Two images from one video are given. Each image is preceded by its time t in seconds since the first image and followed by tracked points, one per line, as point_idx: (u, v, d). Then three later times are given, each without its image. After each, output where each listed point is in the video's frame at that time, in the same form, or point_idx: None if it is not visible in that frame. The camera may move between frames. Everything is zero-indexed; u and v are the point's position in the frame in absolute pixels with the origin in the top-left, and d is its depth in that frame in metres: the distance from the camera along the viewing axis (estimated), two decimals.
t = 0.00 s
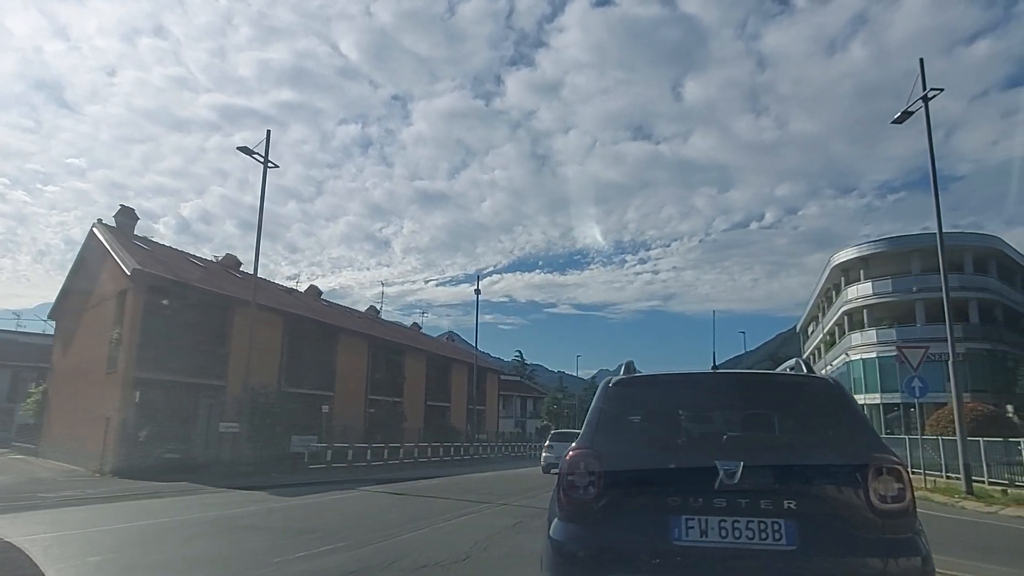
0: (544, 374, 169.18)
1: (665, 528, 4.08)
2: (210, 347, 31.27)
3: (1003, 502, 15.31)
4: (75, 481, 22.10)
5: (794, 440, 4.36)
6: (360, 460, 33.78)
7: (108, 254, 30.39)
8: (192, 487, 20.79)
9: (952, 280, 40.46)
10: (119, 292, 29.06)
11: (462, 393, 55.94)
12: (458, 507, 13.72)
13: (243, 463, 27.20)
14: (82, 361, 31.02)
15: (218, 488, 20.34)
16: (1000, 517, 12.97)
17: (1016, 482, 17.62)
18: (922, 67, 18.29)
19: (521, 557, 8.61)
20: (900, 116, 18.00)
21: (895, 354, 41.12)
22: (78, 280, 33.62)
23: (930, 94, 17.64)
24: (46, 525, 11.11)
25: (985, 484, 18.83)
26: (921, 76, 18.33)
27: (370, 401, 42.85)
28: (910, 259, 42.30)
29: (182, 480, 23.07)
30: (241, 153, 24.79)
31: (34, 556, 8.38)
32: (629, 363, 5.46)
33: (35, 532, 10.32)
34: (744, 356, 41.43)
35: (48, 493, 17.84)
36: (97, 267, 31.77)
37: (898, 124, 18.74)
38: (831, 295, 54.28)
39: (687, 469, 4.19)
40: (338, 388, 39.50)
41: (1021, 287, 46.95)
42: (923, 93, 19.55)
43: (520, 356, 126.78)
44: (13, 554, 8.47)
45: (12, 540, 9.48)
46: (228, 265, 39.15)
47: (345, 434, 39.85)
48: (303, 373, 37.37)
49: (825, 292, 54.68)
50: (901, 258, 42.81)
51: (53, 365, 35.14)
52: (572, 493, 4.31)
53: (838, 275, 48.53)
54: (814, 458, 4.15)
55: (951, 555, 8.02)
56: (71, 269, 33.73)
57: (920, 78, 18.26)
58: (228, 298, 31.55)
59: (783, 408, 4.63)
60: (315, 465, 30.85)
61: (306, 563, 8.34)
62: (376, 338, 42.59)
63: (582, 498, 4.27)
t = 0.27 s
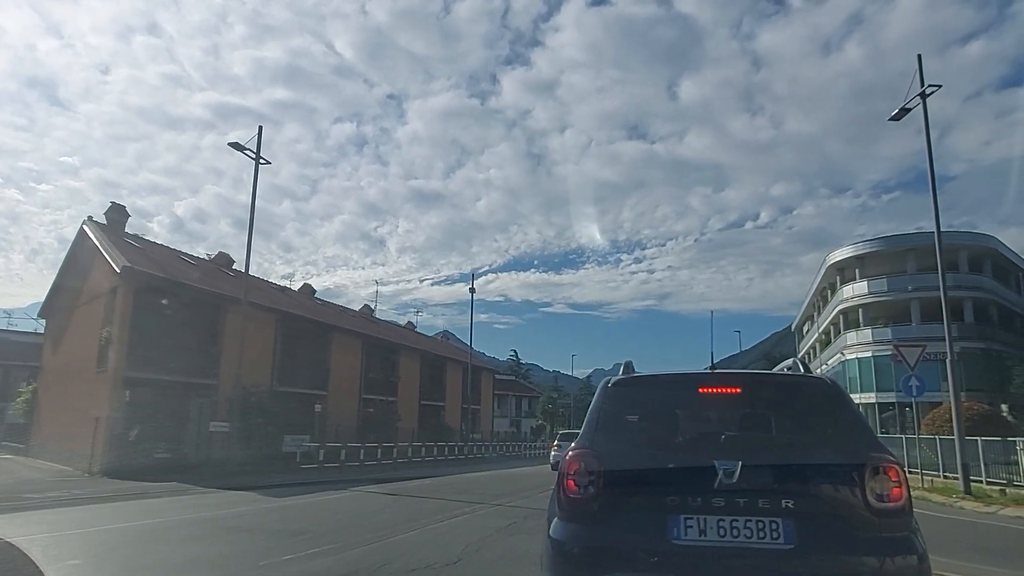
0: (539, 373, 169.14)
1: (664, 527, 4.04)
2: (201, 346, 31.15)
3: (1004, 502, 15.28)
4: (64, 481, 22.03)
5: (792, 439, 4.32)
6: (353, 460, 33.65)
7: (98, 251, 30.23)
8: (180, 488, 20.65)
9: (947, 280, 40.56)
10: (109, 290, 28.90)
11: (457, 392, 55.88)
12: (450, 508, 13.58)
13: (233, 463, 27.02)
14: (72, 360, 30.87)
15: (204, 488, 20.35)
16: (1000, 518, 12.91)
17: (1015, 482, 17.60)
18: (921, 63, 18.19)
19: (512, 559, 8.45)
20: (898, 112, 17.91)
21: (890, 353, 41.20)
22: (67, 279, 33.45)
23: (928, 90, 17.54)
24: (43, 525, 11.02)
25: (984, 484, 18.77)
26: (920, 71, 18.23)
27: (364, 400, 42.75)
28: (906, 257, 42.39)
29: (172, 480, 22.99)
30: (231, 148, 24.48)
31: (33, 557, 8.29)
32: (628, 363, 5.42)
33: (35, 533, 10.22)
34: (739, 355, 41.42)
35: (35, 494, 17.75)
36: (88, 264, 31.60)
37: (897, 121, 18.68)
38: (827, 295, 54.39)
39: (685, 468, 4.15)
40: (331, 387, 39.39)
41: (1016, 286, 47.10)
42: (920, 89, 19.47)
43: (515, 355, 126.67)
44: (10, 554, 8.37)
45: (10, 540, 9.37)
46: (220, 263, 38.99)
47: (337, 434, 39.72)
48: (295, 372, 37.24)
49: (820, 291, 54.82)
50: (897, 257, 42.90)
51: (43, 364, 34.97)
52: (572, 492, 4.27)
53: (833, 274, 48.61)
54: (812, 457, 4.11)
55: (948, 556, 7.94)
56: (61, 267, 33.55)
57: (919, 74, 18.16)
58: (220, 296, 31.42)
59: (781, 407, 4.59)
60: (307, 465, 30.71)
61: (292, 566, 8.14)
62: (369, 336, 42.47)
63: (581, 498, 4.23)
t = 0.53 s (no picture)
0: (534, 372, 169.15)
1: (664, 526, 4.05)
2: (192, 344, 31.11)
3: (1001, 501, 15.32)
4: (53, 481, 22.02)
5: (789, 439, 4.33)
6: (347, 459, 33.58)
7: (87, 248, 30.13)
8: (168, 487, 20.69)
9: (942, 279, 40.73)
10: (99, 287, 28.80)
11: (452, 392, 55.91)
12: (443, 508, 13.51)
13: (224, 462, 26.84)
14: (61, 359, 30.78)
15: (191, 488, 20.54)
16: (999, 518, 12.93)
17: (1012, 482, 17.66)
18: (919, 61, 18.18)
19: (508, 561, 8.39)
20: (895, 109, 17.92)
21: (885, 352, 41.32)
22: (57, 277, 33.31)
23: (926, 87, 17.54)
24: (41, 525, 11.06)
25: (982, 484, 18.80)
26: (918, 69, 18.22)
27: (358, 399, 42.72)
28: (901, 257, 42.56)
29: (161, 480, 22.98)
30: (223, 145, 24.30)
31: (32, 556, 8.25)
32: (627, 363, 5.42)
33: (33, 532, 10.19)
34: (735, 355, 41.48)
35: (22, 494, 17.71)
36: (77, 262, 31.47)
37: (894, 118, 18.68)
38: (822, 294, 54.58)
39: (684, 467, 4.16)
40: (325, 386, 39.36)
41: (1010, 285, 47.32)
42: (917, 86, 19.45)
43: (510, 355, 126.62)
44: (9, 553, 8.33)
45: (9, 540, 9.33)
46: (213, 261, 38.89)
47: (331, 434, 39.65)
48: (288, 371, 37.16)
49: (815, 290, 54.95)
50: (892, 256, 43.06)
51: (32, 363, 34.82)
52: (571, 492, 4.27)
53: (829, 273, 48.76)
54: (810, 456, 4.12)
55: (945, 557, 7.92)
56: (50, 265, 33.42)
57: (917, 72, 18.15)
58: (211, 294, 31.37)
59: (779, 407, 4.60)
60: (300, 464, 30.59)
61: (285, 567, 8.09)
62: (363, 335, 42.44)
63: (581, 497, 4.23)
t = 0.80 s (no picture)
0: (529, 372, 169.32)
1: (664, 525, 4.05)
2: (182, 342, 31.20)
3: (1003, 502, 15.32)
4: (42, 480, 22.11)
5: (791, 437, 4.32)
6: (341, 458, 33.50)
7: (77, 246, 30.10)
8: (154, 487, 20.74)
9: (938, 278, 40.83)
10: (88, 285, 28.79)
11: (447, 391, 55.97)
12: (436, 509, 13.49)
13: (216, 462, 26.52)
14: (50, 356, 30.76)
15: (175, 488, 20.66)
16: (1000, 518, 12.92)
17: (1012, 482, 17.68)
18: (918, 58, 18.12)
19: (504, 561, 8.38)
20: (893, 106, 17.89)
21: (881, 351, 41.41)
22: (46, 275, 33.22)
23: (925, 84, 17.50)
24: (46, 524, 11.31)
25: (981, 484, 18.84)
26: (917, 66, 18.17)
27: (352, 399, 42.69)
28: (897, 256, 42.70)
29: (151, 481, 23.01)
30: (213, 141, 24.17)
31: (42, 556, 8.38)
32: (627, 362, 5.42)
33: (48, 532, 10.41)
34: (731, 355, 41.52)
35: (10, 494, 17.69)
36: (67, 259, 31.37)
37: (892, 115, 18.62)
38: (818, 293, 54.77)
39: (684, 465, 4.17)
40: (319, 385, 39.35)
41: (1005, 284, 47.50)
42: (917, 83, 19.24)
43: (505, 355, 126.60)
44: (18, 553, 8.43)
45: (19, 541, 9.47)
46: (205, 258, 38.83)
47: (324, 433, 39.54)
48: (281, 370, 37.11)
49: (811, 289, 55.04)
50: (888, 255, 43.21)
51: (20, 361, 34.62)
52: (571, 490, 4.27)
53: (824, 273, 48.88)
54: (810, 455, 4.12)
55: (946, 559, 7.88)
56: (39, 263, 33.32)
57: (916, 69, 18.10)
58: (203, 291, 31.43)
59: (779, 406, 4.60)
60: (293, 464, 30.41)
61: (279, 568, 8.06)
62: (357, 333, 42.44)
63: (581, 495, 4.23)
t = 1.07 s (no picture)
0: (525, 372, 169.40)
1: (664, 525, 4.01)
2: (173, 341, 31.00)
3: (1003, 502, 15.31)
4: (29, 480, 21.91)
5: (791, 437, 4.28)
6: (335, 458, 33.39)
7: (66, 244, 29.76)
8: (146, 487, 20.81)
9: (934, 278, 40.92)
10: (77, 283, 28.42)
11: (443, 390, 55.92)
12: (431, 510, 13.43)
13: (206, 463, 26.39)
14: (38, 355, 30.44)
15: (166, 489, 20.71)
16: (1001, 519, 12.89)
17: (1011, 482, 17.68)
18: (917, 55, 18.10)
19: (499, 561, 8.39)
20: (892, 104, 17.87)
21: (877, 351, 41.47)
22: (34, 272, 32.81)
23: (923, 81, 17.49)
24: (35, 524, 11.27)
25: (979, 484, 18.90)
26: (916, 64, 18.15)
27: (346, 398, 42.59)
28: (893, 256, 42.80)
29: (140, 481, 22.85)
30: (205, 137, 24.01)
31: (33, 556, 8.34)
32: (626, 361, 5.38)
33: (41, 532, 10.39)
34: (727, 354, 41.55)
35: None
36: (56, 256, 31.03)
37: (890, 112, 18.57)
38: (814, 293, 54.87)
39: (684, 465, 4.13)
40: (312, 385, 39.31)
41: (1001, 284, 47.61)
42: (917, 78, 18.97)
43: (501, 354, 126.60)
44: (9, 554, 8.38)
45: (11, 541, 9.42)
46: (198, 256, 38.59)
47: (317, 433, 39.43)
48: (275, 369, 36.95)
49: (806, 289, 55.14)
50: (884, 255, 43.30)
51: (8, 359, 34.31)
52: (570, 490, 4.23)
53: (820, 272, 48.96)
54: (812, 455, 4.08)
55: (946, 561, 7.81)
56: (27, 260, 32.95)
57: (915, 66, 18.07)
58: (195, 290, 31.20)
59: (779, 406, 4.56)
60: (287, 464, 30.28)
61: (271, 571, 7.98)
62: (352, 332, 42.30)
63: (580, 495, 4.19)
